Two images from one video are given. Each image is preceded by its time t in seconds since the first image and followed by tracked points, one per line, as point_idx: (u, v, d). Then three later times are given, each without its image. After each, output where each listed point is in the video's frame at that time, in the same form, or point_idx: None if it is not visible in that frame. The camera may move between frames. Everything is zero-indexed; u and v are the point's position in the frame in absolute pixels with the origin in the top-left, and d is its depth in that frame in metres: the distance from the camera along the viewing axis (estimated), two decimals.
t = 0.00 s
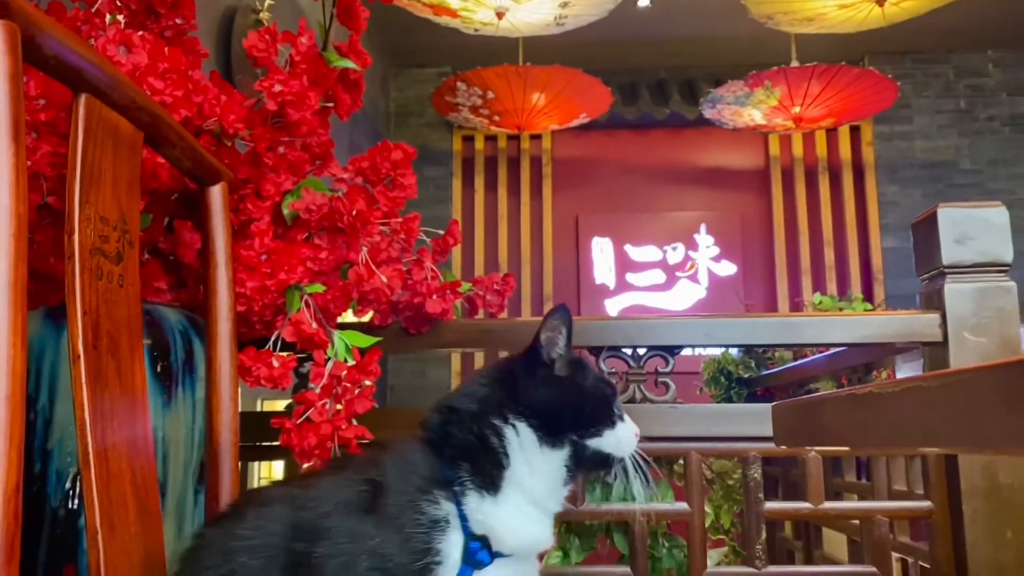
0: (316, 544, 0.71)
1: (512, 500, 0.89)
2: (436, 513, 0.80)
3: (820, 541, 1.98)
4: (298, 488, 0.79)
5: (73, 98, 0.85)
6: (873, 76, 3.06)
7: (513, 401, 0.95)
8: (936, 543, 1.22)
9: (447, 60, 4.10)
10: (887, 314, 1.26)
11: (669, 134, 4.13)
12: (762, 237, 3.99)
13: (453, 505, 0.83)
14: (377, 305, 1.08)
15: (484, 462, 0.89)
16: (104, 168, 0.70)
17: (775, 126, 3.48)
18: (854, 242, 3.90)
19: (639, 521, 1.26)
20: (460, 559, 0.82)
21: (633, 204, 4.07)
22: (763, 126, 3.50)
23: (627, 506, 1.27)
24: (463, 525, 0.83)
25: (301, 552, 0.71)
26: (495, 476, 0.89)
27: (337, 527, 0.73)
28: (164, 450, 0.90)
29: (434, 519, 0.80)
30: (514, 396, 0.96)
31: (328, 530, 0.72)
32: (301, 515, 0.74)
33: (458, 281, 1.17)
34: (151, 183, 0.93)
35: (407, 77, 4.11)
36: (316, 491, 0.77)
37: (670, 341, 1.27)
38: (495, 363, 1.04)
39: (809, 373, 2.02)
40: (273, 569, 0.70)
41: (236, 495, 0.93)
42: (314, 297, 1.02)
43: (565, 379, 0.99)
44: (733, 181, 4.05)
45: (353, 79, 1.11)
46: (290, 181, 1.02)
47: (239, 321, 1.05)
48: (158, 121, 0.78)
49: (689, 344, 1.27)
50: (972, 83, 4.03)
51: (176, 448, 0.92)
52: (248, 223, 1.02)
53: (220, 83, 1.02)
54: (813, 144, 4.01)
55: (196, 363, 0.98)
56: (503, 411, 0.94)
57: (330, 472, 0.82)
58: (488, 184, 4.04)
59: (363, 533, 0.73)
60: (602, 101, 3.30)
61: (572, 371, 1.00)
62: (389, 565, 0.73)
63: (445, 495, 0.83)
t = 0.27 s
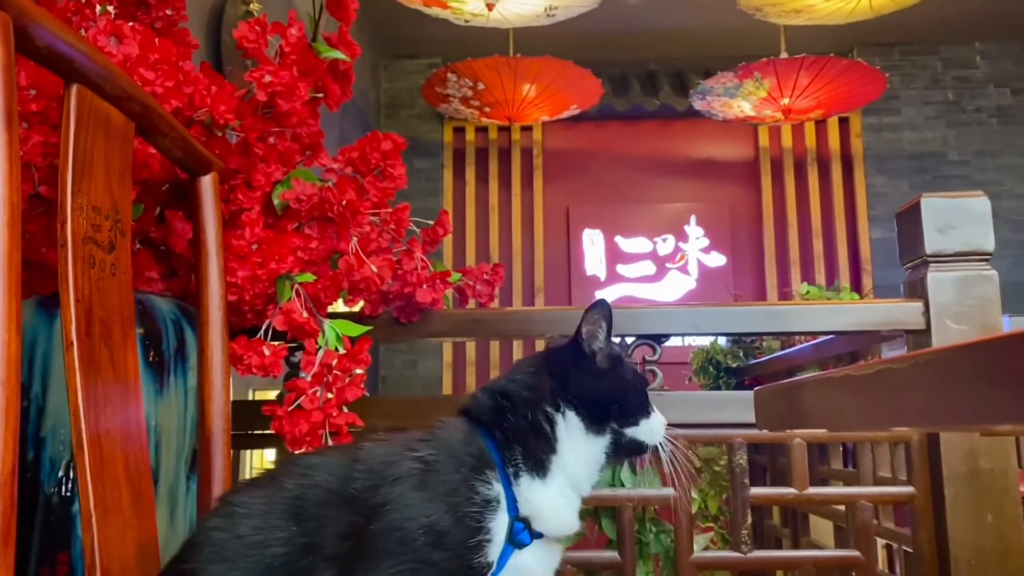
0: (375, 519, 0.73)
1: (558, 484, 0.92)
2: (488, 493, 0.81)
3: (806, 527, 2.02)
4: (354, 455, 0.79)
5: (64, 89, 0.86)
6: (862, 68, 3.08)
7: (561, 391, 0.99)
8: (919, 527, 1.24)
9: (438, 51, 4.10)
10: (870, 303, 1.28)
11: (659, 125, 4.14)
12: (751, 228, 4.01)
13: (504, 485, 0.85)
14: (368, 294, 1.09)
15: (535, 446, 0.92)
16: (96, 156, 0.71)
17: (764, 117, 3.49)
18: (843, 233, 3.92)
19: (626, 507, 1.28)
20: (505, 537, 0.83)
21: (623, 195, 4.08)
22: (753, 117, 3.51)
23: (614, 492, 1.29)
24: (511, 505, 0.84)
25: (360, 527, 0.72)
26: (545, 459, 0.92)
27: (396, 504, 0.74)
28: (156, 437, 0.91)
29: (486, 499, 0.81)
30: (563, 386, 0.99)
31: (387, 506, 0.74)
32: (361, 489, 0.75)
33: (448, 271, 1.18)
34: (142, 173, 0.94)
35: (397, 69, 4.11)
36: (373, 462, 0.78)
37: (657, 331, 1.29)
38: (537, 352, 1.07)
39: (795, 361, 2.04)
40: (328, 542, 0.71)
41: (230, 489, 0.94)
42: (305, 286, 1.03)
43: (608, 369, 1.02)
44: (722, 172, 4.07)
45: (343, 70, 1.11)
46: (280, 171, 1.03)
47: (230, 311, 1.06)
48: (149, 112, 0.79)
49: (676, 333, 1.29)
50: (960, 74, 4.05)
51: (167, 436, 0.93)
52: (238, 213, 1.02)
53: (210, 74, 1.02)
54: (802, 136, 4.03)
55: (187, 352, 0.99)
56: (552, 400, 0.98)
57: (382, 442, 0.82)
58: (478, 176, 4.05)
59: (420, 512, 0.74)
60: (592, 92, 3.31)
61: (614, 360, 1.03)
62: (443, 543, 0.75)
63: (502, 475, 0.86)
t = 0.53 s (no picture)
0: (381, 512, 0.73)
1: (560, 478, 0.93)
2: (491, 487, 0.83)
3: (794, 518, 2.04)
4: (357, 449, 0.79)
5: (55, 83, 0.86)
6: (851, 62, 3.09)
7: (561, 386, 1.00)
8: (906, 519, 1.26)
9: (429, 45, 4.09)
10: (859, 296, 1.29)
11: (650, 119, 4.14)
12: (742, 222, 4.03)
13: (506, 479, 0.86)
14: (358, 288, 1.09)
15: (537, 440, 0.92)
16: (87, 151, 0.71)
17: (755, 111, 3.50)
18: (833, 227, 3.94)
19: (617, 499, 1.29)
20: (509, 530, 0.84)
21: (614, 189, 4.09)
22: (743, 111, 3.52)
23: (606, 484, 1.30)
24: (514, 498, 0.85)
25: (368, 520, 0.72)
26: (546, 453, 0.92)
27: (402, 497, 0.74)
28: (148, 432, 0.91)
29: (490, 492, 0.82)
30: (563, 381, 1.00)
31: (393, 499, 0.74)
32: (368, 481, 0.75)
33: (439, 265, 1.19)
34: (134, 168, 0.94)
35: (388, 62, 4.10)
36: (377, 456, 0.78)
37: (647, 324, 1.29)
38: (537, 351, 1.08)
39: (785, 355, 2.05)
40: (333, 534, 0.71)
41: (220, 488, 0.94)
42: (296, 281, 1.03)
43: (607, 364, 1.03)
44: (713, 166, 4.08)
45: (333, 64, 1.11)
46: (270, 166, 1.03)
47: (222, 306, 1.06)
48: (140, 106, 0.79)
49: (665, 326, 1.29)
50: (949, 68, 4.07)
51: (159, 429, 0.93)
52: (230, 208, 1.03)
53: (201, 69, 1.02)
54: (793, 130, 4.04)
55: (178, 346, 0.99)
56: (552, 395, 0.98)
57: (383, 435, 0.83)
58: (470, 170, 4.05)
59: (426, 505, 0.75)
60: (583, 86, 3.31)
61: (613, 357, 1.04)
62: (449, 535, 0.76)
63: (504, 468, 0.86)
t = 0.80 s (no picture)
0: (407, 506, 0.80)
1: (579, 474, 1.03)
2: (513, 483, 0.90)
3: (783, 512, 2.04)
4: (378, 441, 0.85)
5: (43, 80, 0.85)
6: (840, 58, 3.10)
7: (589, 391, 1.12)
8: (891, 512, 1.27)
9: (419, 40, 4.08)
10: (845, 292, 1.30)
11: (640, 115, 4.15)
12: (731, 217, 4.04)
13: (529, 474, 0.94)
14: (350, 285, 1.10)
15: (558, 440, 1.02)
16: (77, 150, 0.71)
17: (744, 107, 3.51)
18: (822, 223, 3.96)
19: (606, 494, 1.30)
20: (525, 525, 0.92)
21: (604, 185, 4.10)
22: (733, 107, 3.53)
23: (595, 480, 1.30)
24: (534, 493, 0.93)
25: (394, 513, 0.79)
26: (570, 451, 1.03)
27: (426, 494, 0.81)
28: (138, 429, 0.92)
29: (512, 488, 0.90)
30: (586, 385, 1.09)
31: (418, 493, 0.81)
32: (391, 476, 0.81)
33: (429, 262, 1.19)
34: (123, 165, 0.94)
35: (378, 57, 4.09)
36: (400, 449, 0.84)
37: (636, 320, 1.30)
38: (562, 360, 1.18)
39: (774, 349, 2.06)
40: (359, 527, 0.77)
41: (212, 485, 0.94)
42: (286, 278, 1.04)
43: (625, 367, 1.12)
44: (702, 161, 4.09)
45: (323, 61, 1.11)
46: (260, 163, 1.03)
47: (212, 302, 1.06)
48: (129, 104, 0.79)
49: (654, 323, 1.30)
50: (937, 64, 4.09)
51: (151, 426, 0.94)
52: (220, 205, 1.03)
53: (190, 65, 1.02)
54: (782, 125, 4.05)
55: (169, 343, 0.99)
56: (581, 399, 1.10)
57: (403, 428, 0.88)
58: (460, 165, 4.05)
59: (448, 500, 0.82)
60: (573, 81, 3.31)
61: (635, 359, 1.16)
62: (471, 528, 0.83)
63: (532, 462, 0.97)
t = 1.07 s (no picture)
0: (432, 494, 0.82)
1: (596, 471, 1.09)
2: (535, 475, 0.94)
3: (773, 508, 2.05)
4: (397, 433, 0.88)
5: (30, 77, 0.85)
6: (830, 55, 3.11)
7: (607, 393, 1.15)
8: (880, 509, 1.28)
9: (410, 35, 4.07)
10: (833, 290, 1.30)
11: (631, 111, 4.16)
12: (722, 214, 4.05)
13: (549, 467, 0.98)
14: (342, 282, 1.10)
15: (579, 437, 1.07)
16: (65, 147, 0.70)
17: (734, 103, 3.52)
18: (812, 219, 3.97)
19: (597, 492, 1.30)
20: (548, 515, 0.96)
21: (595, 181, 4.10)
22: (723, 103, 3.54)
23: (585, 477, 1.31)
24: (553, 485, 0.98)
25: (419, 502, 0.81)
26: (587, 449, 1.07)
27: (448, 481, 0.84)
28: (128, 426, 0.92)
29: (535, 479, 0.94)
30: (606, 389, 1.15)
31: (439, 483, 0.83)
32: (413, 467, 0.83)
33: (420, 260, 1.19)
34: (111, 163, 0.94)
35: (369, 53, 4.08)
36: (419, 442, 0.87)
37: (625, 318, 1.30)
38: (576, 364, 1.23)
39: (764, 346, 2.06)
40: (383, 517, 0.79)
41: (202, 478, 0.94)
42: (276, 276, 1.04)
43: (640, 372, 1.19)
44: (693, 158, 4.10)
45: (313, 57, 1.11)
46: (250, 161, 1.03)
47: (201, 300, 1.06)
48: (117, 103, 0.79)
49: (643, 320, 1.30)
50: (927, 61, 4.11)
51: (141, 423, 0.94)
52: (209, 203, 1.02)
53: (179, 62, 1.02)
54: (772, 122, 4.06)
55: (159, 341, 0.99)
56: (600, 400, 1.14)
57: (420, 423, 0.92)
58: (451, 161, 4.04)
59: (472, 489, 0.85)
60: (564, 78, 3.31)
61: (648, 364, 1.20)
62: (499, 515, 0.87)
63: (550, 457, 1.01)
